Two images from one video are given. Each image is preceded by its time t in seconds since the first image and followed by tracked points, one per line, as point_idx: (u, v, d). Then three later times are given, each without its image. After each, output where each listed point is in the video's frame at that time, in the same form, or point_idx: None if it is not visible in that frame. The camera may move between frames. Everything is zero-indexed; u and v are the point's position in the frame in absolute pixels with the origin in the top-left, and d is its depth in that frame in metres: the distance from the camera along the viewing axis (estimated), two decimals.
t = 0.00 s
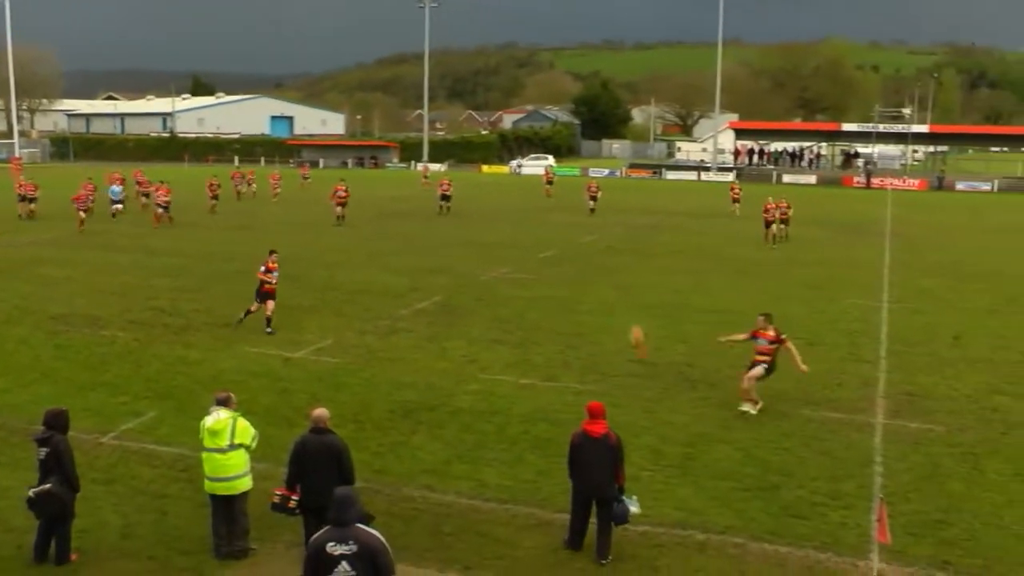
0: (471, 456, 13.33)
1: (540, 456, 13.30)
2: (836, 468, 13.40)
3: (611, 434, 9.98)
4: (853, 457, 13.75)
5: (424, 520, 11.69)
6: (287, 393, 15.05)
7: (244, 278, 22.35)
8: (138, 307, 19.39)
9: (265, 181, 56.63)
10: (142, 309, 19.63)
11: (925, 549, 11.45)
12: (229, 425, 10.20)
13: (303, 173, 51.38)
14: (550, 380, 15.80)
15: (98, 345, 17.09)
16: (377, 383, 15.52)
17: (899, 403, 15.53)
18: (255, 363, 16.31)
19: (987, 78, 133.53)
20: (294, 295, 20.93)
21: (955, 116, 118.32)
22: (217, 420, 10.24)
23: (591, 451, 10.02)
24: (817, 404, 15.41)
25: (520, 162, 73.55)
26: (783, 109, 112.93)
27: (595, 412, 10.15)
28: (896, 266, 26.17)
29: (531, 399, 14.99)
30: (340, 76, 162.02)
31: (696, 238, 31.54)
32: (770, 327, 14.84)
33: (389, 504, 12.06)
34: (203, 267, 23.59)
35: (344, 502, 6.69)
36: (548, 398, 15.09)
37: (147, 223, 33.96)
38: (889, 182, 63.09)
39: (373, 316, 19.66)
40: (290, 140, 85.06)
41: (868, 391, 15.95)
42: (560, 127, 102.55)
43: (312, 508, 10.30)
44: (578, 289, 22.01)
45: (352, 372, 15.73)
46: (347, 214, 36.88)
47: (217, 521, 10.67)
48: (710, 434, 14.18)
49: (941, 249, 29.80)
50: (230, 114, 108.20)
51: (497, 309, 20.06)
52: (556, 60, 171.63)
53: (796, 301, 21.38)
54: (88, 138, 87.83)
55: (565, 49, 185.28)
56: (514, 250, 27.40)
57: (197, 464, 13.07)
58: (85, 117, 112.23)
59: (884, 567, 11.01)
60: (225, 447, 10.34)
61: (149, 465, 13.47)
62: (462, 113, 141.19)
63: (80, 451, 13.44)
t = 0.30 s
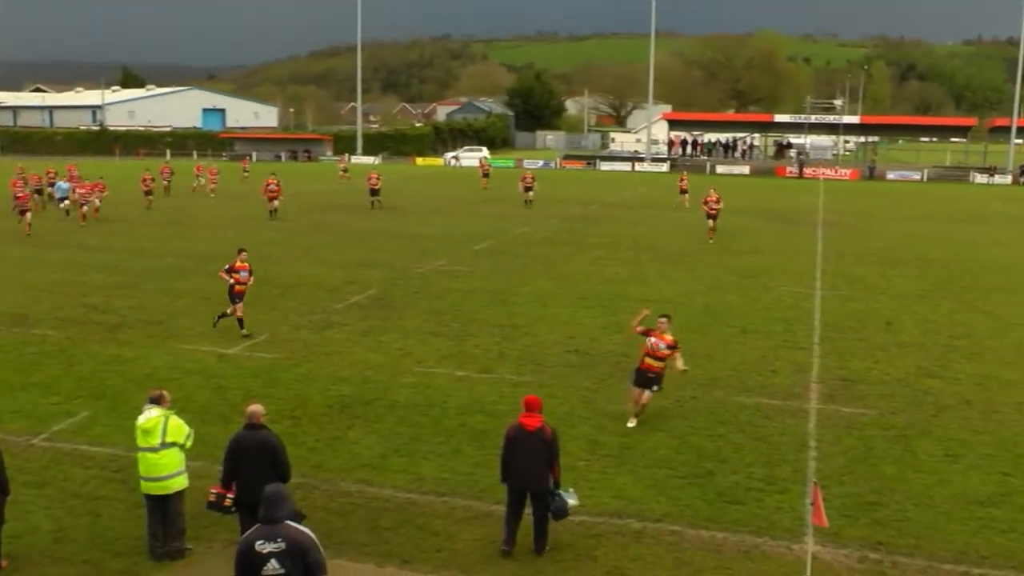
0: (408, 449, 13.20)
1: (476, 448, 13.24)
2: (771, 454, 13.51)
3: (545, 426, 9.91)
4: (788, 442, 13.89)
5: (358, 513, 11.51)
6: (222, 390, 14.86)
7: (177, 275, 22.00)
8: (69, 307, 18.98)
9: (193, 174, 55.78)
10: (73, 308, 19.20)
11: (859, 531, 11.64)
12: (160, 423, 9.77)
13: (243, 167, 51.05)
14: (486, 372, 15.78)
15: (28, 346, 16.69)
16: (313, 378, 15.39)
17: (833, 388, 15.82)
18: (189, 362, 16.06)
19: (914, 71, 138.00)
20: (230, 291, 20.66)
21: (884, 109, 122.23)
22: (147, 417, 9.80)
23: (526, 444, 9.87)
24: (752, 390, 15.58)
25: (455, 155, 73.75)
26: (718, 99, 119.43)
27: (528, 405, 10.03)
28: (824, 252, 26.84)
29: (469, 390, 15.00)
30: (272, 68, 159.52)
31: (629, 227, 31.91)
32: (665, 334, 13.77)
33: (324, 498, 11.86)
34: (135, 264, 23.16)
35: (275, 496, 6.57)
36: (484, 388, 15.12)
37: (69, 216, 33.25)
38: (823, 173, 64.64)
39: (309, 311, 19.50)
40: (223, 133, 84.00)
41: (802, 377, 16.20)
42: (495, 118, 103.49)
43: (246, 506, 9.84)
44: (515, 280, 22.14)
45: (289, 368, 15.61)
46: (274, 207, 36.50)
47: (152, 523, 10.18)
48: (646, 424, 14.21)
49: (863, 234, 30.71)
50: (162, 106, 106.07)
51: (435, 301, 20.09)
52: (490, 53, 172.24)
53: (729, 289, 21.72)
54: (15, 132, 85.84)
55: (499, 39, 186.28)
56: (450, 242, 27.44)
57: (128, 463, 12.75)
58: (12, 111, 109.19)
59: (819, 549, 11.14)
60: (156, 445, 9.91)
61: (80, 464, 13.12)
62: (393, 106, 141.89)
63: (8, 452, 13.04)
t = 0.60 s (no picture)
0: (373, 445, 13.12)
1: (441, 442, 13.21)
2: (735, 443, 13.60)
3: (496, 427, 9.77)
4: (753, 432, 13.97)
5: (324, 510, 11.41)
6: (186, 388, 14.75)
7: (139, 273, 21.76)
8: (29, 307, 18.69)
9: (150, 171, 55.09)
10: (32, 308, 18.90)
11: (823, 518, 11.74)
12: (122, 422, 9.59)
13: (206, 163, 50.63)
14: (450, 366, 15.77)
15: None
16: (278, 374, 15.32)
17: (796, 377, 15.97)
18: (152, 360, 15.92)
19: (874, 62, 139.96)
20: (194, 288, 20.47)
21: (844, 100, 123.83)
22: (110, 416, 9.64)
23: (476, 446, 9.74)
24: (716, 381, 15.68)
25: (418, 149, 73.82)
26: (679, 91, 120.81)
27: (479, 406, 9.89)
28: (783, 242, 27.10)
29: (433, 385, 14.98)
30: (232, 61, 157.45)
31: (588, 220, 32.07)
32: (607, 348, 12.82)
33: (289, 494, 11.76)
34: (95, 262, 22.88)
35: (239, 495, 6.53)
36: (449, 382, 15.12)
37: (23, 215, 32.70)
38: (785, 164, 65.05)
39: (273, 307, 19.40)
40: (183, 128, 83.10)
41: (766, 367, 16.33)
42: (456, 112, 103.73)
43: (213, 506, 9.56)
44: (480, 274, 22.17)
45: (252, 366, 15.49)
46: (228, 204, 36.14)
47: (116, 524, 10.06)
48: (609, 417, 14.25)
49: (819, 224, 31.09)
50: (122, 101, 104.75)
51: (399, 296, 20.08)
52: (451, 46, 171.77)
53: (691, 280, 21.89)
54: None
55: (461, 33, 186.34)
56: (412, 236, 27.40)
57: (92, 463, 12.60)
58: None
59: (783, 537, 11.24)
60: (119, 444, 9.75)
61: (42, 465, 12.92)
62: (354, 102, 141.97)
63: None
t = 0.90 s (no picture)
0: (350, 444, 13.07)
1: (418, 441, 13.18)
2: (712, 439, 13.64)
3: (458, 428, 9.72)
4: (730, 428, 14.02)
5: (302, 510, 11.35)
6: (161, 390, 14.65)
7: (114, 274, 21.59)
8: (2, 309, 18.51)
9: (121, 171, 54.65)
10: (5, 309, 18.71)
11: (800, 513, 11.79)
12: (90, 426, 9.40)
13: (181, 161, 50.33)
14: (427, 365, 15.75)
15: None
16: (254, 374, 15.25)
17: (773, 372, 16.05)
18: (128, 361, 15.83)
19: (848, 60, 141.42)
20: (169, 289, 20.34)
21: (818, 97, 124.87)
22: (81, 420, 9.46)
23: (438, 446, 9.71)
24: (692, 377, 15.73)
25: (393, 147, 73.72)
26: (655, 88, 121.53)
27: (443, 407, 9.87)
28: (758, 238, 27.26)
29: (411, 385, 14.95)
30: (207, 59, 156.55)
31: (563, 217, 32.16)
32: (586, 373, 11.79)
33: (267, 495, 11.70)
34: (67, 264, 22.66)
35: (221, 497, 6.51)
36: (425, 381, 15.11)
37: None
38: (760, 160, 65.35)
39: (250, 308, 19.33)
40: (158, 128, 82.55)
41: (743, 363, 16.39)
42: (431, 111, 103.72)
43: (192, 508, 9.30)
44: (456, 272, 22.17)
45: (227, 368, 15.41)
46: (201, 204, 35.94)
47: (88, 530, 9.95)
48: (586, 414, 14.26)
49: (793, 219, 31.34)
50: (96, 101, 103.94)
51: (375, 295, 20.05)
52: (425, 44, 171.79)
53: (667, 276, 21.96)
54: None
55: (436, 32, 186.35)
56: (389, 235, 27.36)
57: (67, 466, 12.50)
58: None
59: (761, 532, 11.28)
60: (88, 448, 9.56)
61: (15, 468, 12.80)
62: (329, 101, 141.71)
63: None
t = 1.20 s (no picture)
0: (336, 447, 13.05)
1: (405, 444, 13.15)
2: (698, 440, 13.67)
3: (440, 434, 9.63)
4: (716, 429, 14.06)
5: (289, 514, 11.31)
6: (147, 394, 14.59)
7: (99, 278, 21.49)
8: None
9: (103, 175, 54.38)
10: None
11: (787, 513, 11.83)
12: (62, 431, 9.30)
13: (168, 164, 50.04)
14: (413, 368, 15.75)
15: None
16: (240, 378, 15.21)
17: (760, 373, 16.08)
18: (114, 366, 15.77)
19: (832, 62, 142.31)
20: (155, 292, 20.29)
21: (803, 98, 125.49)
22: (55, 423, 9.37)
23: (419, 451, 9.66)
24: (678, 378, 15.76)
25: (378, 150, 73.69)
26: (640, 89, 122.09)
27: (431, 413, 9.80)
28: (743, 239, 27.36)
29: (397, 387, 14.94)
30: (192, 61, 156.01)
31: (549, 219, 32.20)
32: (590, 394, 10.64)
33: (253, 499, 11.65)
34: (51, 268, 22.55)
35: (220, 508, 6.48)
36: (412, 383, 15.11)
37: None
38: (746, 162, 65.46)
39: (236, 311, 19.27)
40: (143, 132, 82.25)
41: (729, 364, 16.43)
42: (416, 113, 103.66)
43: (177, 513, 9.24)
44: (442, 274, 22.17)
45: (213, 373, 15.36)
46: (184, 208, 35.83)
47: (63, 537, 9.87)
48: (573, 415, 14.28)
49: (778, 220, 31.45)
50: (80, 104, 103.42)
51: (362, 297, 20.03)
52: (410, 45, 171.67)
53: (653, 278, 22.01)
54: None
55: (422, 34, 186.52)
56: (375, 237, 27.35)
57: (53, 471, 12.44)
58: None
59: (748, 533, 11.32)
60: (58, 454, 9.44)
61: None
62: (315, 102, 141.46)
63: None
